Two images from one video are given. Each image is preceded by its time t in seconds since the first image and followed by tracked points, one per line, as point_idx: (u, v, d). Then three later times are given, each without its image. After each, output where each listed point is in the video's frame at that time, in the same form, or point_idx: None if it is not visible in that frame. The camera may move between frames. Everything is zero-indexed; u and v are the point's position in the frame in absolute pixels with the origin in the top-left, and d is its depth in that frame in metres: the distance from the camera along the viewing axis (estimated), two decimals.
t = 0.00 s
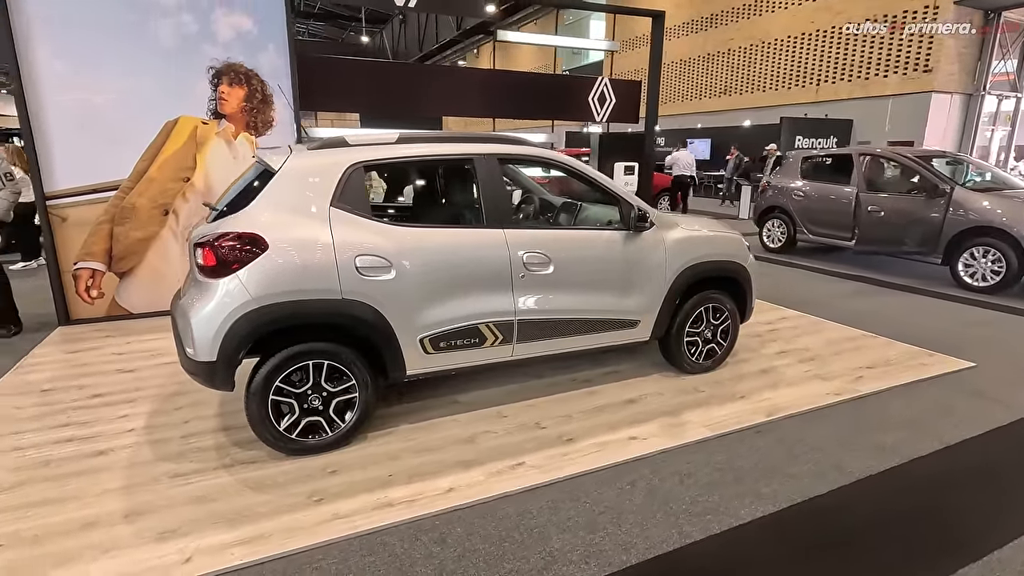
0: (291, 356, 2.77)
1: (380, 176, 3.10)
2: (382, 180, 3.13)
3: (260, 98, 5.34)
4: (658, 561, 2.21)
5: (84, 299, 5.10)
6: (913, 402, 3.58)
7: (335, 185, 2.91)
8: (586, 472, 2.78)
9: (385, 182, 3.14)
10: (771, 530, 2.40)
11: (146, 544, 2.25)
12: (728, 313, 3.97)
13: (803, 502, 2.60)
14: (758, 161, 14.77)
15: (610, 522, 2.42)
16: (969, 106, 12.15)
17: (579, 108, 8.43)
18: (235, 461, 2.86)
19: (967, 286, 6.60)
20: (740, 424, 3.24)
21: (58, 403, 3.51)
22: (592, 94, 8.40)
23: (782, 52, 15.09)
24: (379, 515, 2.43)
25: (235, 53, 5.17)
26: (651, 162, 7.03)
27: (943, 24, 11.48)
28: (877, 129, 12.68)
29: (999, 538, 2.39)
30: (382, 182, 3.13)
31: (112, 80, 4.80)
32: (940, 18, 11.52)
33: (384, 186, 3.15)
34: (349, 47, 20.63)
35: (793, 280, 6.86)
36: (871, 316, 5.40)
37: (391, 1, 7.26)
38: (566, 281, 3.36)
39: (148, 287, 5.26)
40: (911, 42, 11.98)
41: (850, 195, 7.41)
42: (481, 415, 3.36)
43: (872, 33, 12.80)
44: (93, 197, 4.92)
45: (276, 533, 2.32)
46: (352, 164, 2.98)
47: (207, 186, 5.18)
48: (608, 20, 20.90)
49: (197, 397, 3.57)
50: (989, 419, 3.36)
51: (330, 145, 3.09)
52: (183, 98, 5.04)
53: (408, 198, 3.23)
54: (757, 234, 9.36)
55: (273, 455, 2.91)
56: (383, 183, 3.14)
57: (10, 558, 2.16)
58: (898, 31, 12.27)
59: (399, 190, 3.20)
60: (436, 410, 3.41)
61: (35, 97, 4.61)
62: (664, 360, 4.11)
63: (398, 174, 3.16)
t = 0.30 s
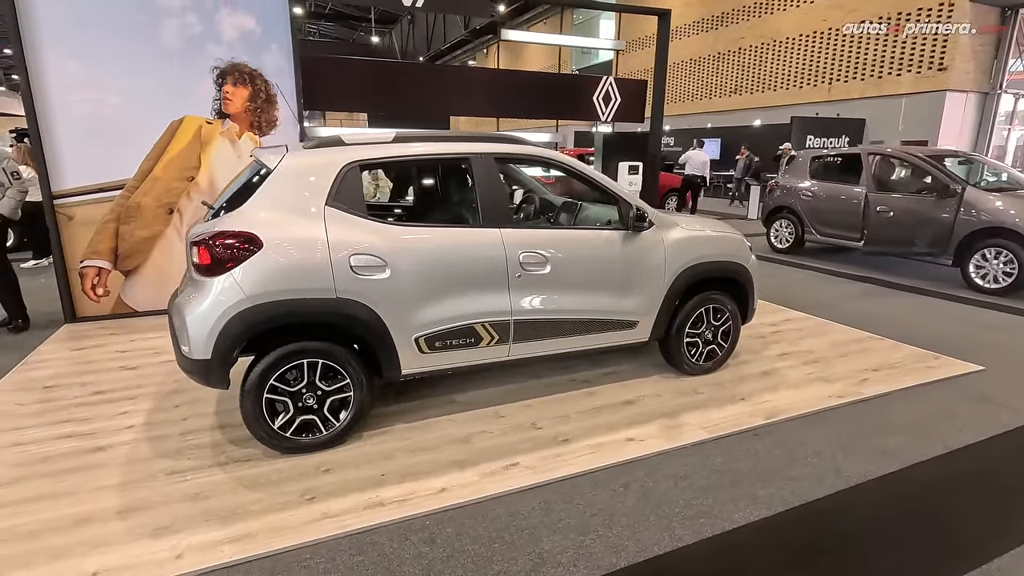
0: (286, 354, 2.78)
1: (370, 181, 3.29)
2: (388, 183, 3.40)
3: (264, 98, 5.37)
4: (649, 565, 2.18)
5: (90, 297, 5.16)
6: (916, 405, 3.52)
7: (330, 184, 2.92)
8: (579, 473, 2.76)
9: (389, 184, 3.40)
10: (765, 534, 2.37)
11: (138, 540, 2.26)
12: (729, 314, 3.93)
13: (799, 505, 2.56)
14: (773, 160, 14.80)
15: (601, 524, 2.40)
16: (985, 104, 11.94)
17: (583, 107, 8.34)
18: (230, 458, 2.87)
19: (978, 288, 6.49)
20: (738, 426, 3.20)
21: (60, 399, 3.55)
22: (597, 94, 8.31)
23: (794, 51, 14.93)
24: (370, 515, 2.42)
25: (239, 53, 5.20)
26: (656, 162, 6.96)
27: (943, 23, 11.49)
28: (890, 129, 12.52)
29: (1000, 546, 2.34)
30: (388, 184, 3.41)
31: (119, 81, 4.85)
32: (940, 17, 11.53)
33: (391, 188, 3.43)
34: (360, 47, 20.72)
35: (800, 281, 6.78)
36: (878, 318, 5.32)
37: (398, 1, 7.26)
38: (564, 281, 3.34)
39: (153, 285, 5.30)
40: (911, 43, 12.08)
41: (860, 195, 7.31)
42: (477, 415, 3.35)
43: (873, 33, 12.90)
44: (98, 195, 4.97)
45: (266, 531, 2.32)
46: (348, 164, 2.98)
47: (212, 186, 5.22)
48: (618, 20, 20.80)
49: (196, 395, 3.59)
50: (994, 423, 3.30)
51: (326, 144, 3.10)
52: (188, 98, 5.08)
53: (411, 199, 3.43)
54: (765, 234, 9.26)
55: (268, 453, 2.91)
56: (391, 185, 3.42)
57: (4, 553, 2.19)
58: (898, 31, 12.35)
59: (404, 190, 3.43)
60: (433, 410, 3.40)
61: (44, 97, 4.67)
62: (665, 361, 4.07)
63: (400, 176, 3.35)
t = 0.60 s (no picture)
0: (279, 354, 2.79)
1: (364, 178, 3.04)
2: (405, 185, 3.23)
3: (267, 99, 5.40)
4: (637, 569, 2.16)
5: (95, 296, 5.21)
6: (919, 410, 3.46)
7: (324, 184, 2.92)
8: (571, 476, 2.74)
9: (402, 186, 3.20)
10: (757, 539, 2.34)
11: (129, 538, 2.27)
12: (728, 316, 3.89)
13: (793, 511, 2.53)
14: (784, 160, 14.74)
15: (591, 528, 2.38)
16: (1000, 103, 11.72)
17: (587, 107, 8.25)
18: (223, 457, 2.89)
19: (987, 291, 6.37)
20: (735, 430, 3.17)
21: (61, 397, 3.60)
22: (600, 94, 8.21)
23: (805, 50, 14.76)
24: (359, 515, 2.42)
25: (242, 53, 5.23)
26: (660, 162, 6.87)
27: (942, 23, 11.57)
28: (903, 129, 12.37)
29: (999, 555, 2.29)
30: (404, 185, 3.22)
31: (124, 82, 4.90)
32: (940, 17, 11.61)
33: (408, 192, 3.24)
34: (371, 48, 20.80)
35: (806, 283, 6.70)
36: (884, 321, 5.24)
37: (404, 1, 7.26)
38: (560, 282, 3.32)
39: (156, 285, 5.34)
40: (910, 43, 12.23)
41: (869, 195, 7.20)
42: (472, 416, 3.34)
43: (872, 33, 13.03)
44: (103, 195, 5.04)
45: (255, 531, 2.33)
46: (341, 164, 2.98)
47: (214, 185, 5.25)
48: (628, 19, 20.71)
49: (194, 394, 3.62)
50: (998, 428, 3.24)
51: (320, 145, 3.10)
52: (191, 99, 5.11)
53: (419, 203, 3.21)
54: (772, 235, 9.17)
55: (261, 453, 2.92)
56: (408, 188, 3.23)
57: None
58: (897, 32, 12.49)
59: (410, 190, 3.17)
60: (428, 410, 3.40)
61: (50, 99, 4.73)
62: (663, 363, 4.04)
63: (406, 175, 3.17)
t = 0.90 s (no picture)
0: (273, 354, 2.80)
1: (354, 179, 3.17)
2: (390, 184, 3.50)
3: (270, 99, 5.41)
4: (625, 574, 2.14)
5: (100, 294, 5.30)
6: (922, 414, 3.41)
7: (318, 184, 2.92)
8: (564, 478, 2.72)
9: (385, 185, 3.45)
10: (748, 544, 2.31)
11: (120, 536, 2.29)
12: (727, 318, 3.85)
13: (787, 516, 2.50)
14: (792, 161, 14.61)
15: (581, 531, 2.37)
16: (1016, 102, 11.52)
17: (590, 106, 8.19)
18: (218, 456, 2.90)
19: (998, 293, 6.26)
20: (732, 433, 3.14)
21: (62, 395, 3.64)
22: (604, 94, 8.16)
23: (816, 49, 14.61)
24: (349, 515, 2.43)
25: (246, 55, 5.27)
26: (665, 162, 6.81)
27: (941, 23, 11.69)
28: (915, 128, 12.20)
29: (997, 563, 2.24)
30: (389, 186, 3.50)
31: (129, 83, 4.94)
32: (939, 16, 11.72)
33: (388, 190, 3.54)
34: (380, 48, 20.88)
35: (812, 284, 6.63)
36: (889, 324, 5.17)
37: (411, 1, 7.26)
38: (555, 283, 3.30)
39: (160, 285, 5.36)
40: (910, 43, 12.32)
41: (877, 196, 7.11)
42: (468, 416, 3.34)
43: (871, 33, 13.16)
44: (108, 195, 5.10)
45: (245, 530, 2.34)
46: (336, 165, 2.98)
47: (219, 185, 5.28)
48: (637, 19, 20.63)
49: (192, 392, 3.64)
50: (1002, 434, 3.17)
51: (315, 146, 3.11)
52: (195, 100, 5.15)
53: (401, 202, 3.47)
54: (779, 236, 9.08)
55: (255, 452, 2.94)
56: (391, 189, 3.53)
57: None
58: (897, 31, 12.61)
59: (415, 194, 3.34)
60: (423, 411, 3.40)
61: (56, 99, 4.79)
62: (662, 365, 4.01)
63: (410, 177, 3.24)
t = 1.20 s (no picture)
0: (267, 353, 2.80)
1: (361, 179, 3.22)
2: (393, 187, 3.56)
3: (273, 99, 5.43)
4: None
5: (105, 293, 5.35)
6: (924, 418, 3.35)
7: (312, 184, 2.93)
8: (556, 480, 2.71)
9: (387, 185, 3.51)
10: (740, 548, 2.28)
11: (113, 533, 2.31)
12: (727, 319, 3.81)
13: (781, 520, 2.46)
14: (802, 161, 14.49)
15: (570, 532, 2.35)
16: None
17: (593, 107, 8.06)
18: (213, 454, 2.92)
19: (1009, 295, 6.15)
20: (728, 436, 3.10)
21: (64, 391, 3.68)
22: (608, 93, 8.05)
23: (826, 47, 14.46)
24: (339, 514, 2.43)
25: (249, 55, 5.30)
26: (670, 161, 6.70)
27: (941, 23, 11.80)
28: (928, 128, 12.04)
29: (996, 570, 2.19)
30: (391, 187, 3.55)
31: (133, 84, 5.00)
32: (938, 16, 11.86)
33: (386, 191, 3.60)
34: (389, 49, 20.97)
35: (819, 286, 6.55)
36: (895, 326, 5.10)
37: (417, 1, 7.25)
38: (551, 283, 3.28)
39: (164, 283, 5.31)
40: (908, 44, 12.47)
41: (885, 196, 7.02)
42: (463, 416, 3.33)
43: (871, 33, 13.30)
44: (114, 194, 5.17)
45: (236, 527, 2.35)
46: (331, 164, 2.99)
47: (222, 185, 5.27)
48: (646, 19, 20.52)
49: (191, 390, 3.67)
50: (1006, 439, 3.11)
51: (310, 145, 3.11)
52: (199, 100, 5.19)
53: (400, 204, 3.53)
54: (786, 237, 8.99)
55: (250, 450, 2.95)
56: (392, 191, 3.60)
57: None
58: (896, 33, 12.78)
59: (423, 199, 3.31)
60: (419, 411, 3.40)
61: (62, 100, 4.85)
62: (661, 367, 3.98)
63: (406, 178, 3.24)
